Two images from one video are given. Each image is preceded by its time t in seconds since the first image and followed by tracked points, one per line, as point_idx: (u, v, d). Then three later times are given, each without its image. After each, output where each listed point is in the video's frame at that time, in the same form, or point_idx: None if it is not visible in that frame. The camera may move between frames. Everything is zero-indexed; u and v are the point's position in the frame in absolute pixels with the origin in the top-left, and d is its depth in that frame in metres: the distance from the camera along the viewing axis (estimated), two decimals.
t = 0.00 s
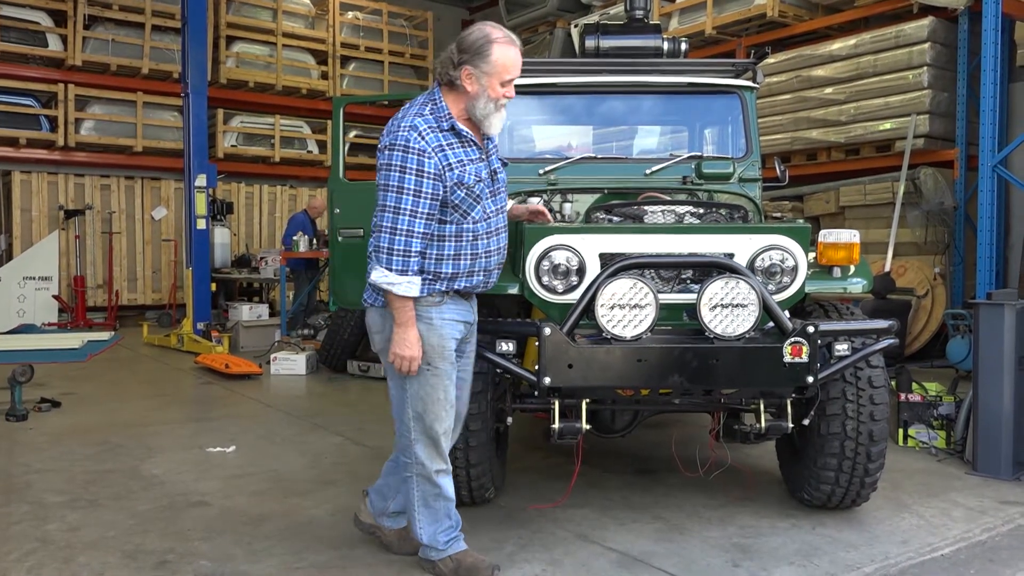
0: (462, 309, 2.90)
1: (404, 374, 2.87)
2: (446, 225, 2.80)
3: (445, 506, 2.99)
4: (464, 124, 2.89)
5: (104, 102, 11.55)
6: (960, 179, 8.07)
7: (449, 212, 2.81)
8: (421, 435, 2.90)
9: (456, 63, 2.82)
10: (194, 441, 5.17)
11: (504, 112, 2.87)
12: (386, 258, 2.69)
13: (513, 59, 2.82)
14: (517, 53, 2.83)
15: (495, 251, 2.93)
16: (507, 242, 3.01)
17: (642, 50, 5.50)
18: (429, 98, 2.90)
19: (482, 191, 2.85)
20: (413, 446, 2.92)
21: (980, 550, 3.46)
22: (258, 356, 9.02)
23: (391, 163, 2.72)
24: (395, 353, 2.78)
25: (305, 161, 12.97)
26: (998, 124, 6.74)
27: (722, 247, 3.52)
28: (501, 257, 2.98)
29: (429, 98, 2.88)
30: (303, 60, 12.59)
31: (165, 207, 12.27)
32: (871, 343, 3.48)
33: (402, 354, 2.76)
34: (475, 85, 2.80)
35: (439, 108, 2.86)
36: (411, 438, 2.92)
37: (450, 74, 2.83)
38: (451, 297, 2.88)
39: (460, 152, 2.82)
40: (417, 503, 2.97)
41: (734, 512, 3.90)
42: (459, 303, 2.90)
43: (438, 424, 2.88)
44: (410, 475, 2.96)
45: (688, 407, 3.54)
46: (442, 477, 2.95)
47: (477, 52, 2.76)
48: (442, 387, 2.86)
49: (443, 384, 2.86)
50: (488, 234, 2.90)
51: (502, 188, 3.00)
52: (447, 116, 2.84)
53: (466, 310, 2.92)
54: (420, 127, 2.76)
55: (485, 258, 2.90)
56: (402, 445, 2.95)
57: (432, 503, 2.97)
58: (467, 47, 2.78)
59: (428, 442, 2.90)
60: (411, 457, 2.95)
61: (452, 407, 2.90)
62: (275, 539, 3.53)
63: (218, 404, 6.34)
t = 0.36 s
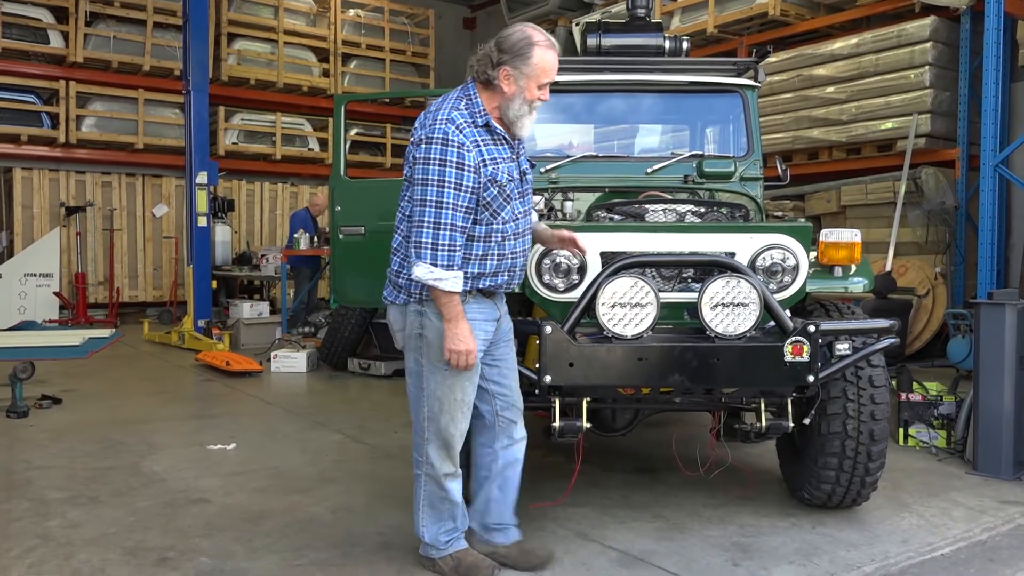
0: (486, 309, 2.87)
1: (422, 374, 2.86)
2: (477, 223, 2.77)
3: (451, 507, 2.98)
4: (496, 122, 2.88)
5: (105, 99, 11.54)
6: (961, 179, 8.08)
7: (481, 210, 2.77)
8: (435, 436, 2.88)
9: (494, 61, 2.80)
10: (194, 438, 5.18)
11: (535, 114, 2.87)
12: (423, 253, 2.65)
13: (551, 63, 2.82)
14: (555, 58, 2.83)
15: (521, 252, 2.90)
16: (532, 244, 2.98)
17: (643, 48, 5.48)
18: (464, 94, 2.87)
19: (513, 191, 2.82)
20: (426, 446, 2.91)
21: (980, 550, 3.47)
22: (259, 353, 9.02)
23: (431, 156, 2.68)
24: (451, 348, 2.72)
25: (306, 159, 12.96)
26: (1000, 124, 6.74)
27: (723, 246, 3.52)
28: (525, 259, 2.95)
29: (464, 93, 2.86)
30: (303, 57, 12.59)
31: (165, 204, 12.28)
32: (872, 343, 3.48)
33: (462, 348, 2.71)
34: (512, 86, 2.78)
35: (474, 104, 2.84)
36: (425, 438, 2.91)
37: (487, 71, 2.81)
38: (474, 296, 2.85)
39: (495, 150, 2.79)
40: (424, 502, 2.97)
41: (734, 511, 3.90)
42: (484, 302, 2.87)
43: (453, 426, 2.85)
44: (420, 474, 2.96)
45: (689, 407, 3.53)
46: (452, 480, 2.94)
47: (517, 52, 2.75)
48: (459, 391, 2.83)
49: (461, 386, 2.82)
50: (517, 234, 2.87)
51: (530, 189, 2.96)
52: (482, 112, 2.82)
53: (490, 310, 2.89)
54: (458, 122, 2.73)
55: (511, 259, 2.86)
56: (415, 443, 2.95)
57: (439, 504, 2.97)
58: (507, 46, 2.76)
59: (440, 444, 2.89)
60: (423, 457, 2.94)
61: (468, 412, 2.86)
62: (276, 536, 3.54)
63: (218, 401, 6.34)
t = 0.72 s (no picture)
0: (485, 303, 2.83)
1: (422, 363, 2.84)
2: (480, 209, 2.74)
3: (448, 504, 2.95)
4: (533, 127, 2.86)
5: (106, 97, 11.53)
6: (962, 178, 8.07)
7: (486, 197, 2.75)
8: (433, 429, 2.86)
9: (537, 63, 2.79)
10: (194, 435, 5.18)
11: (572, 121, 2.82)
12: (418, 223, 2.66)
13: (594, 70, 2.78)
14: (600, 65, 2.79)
15: (526, 253, 2.82)
16: (547, 251, 2.89)
17: (644, 47, 5.47)
18: (502, 93, 2.88)
19: (526, 186, 2.78)
20: (426, 438, 2.90)
21: (979, 549, 3.46)
22: (259, 351, 9.03)
23: (446, 136, 2.71)
24: (445, 326, 2.67)
25: (306, 157, 12.95)
26: (1001, 123, 6.73)
27: (723, 244, 3.52)
28: (533, 263, 2.85)
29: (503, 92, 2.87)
30: (304, 55, 12.58)
31: (166, 202, 12.29)
32: (873, 342, 3.48)
33: (452, 325, 2.65)
34: (550, 89, 2.76)
35: (507, 99, 2.85)
36: (425, 430, 2.89)
37: (529, 72, 2.80)
38: (473, 291, 2.81)
39: (513, 142, 2.79)
40: (424, 494, 2.97)
41: (734, 510, 3.90)
42: (486, 299, 2.83)
43: (449, 419, 2.82)
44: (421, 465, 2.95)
45: (689, 405, 3.52)
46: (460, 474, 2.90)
47: (556, 55, 2.73)
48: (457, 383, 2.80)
49: (458, 378, 2.78)
50: (526, 233, 2.79)
51: (552, 195, 2.89)
52: (512, 107, 2.82)
53: (491, 305, 2.85)
54: (479, 109, 2.77)
55: (513, 256, 2.79)
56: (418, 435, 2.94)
57: (438, 499, 2.95)
58: (549, 49, 2.74)
59: (438, 437, 2.86)
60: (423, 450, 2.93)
61: (474, 406, 2.83)
62: (276, 534, 3.54)
63: (219, 399, 6.35)
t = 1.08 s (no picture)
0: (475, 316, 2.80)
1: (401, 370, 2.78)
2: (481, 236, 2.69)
3: (395, 518, 2.85)
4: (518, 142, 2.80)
5: (104, 96, 11.53)
6: (961, 176, 8.08)
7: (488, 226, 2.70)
8: (401, 438, 2.78)
9: (535, 79, 2.72)
10: (193, 434, 5.18)
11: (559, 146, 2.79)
12: (423, 257, 2.57)
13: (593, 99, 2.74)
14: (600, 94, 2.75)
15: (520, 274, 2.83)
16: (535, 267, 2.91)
17: (642, 45, 5.47)
18: (496, 104, 2.78)
19: (526, 213, 2.74)
20: (388, 447, 2.80)
21: (978, 547, 3.47)
22: (259, 350, 9.02)
23: (449, 162, 2.60)
24: (464, 352, 2.62)
25: (305, 156, 12.95)
26: (1000, 120, 6.73)
27: (722, 243, 3.51)
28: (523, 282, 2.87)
29: (497, 105, 2.77)
30: (303, 54, 12.59)
31: (164, 201, 12.29)
32: (872, 340, 3.48)
33: (472, 350, 2.60)
34: (544, 111, 2.71)
35: (505, 116, 2.74)
36: (390, 439, 2.79)
37: (525, 87, 2.73)
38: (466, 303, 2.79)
39: (516, 167, 2.71)
40: (371, 508, 2.84)
41: (733, 508, 3.90)
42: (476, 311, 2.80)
43: (422, 428, 2.78)
44: (373, 475, 2.84)
45: (688, 404, 3.52)
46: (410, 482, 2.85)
47: (559, 79, 2.67)
48: (439, 392, 2.77)
49: (437, 387, 2.76)
50: (521, 257, 2.80)
51: (544, 213, 2.89)
52: (511, 127, 2.71)
53: (480, 315, 2.82)
54: (481, 133, 2.65)
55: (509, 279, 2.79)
56: (378, 442, 2.83)
57: (386, 512, 2.84)
58: (553, 71, 2.67)
59: (404, 447, 2.79)
60: (381, 459, 2.82)
61: (443, 416, 2.80)
62: (275, 533, 3.54)
63: (218, 398, 6.35)
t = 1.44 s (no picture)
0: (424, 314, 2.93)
1: (362, 368, 2.80)
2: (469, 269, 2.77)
3: (382, 515, 2.87)
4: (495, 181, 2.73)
5: (103, 95, 11.53)
6: (960, 174, 8.07)
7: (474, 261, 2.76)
8: (376, 435, 2.81)
9: (524, 132, 2.61)
10: (193, 434, 5.18)
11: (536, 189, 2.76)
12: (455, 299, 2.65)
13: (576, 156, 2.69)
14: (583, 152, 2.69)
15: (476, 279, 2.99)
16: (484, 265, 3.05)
17: (641, 43, 5.46)
18: (483, 144, 2.67)
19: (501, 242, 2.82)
20: (366, 445, 2.82)
21: (978, 544, 3.47)
22: (258, 350, 9.02)
23: (455, 214, 2.56)
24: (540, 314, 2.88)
25: (304, 155, 12.94)
26: (999, 116, 6.72)
27: (722, 240, 3.52)
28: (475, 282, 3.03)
29: (485, 147, 2.66)
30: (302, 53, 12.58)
31: (163, 200, 12.28)
32: (871, 337, 3.47)
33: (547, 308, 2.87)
34: (527, 166, 2.64)
35: (492, 160, 2.65)
36: (365, 437, 2.81)
37: (513, 138, 2.63)
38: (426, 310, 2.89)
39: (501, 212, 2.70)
40: (359, 509, 2.84)
41: (732, 506, 3.90)
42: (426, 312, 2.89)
43: (395, 422, 2.83)
44: (354, 476, 2.84)
45: (687, 402, 3.53)
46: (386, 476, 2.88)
47: (548, 142, 2.59)
48: (404, 384, 2.84)
49: (402, 380, 2.83)
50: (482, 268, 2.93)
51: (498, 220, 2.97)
52: (499, 172, 2.65)
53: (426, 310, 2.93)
54: (475, 181, 2.60)
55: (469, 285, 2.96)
56: (350, 443, 2.84)
57: (372, 511, 2.85)
58: (545, 131, 2.59)
59: (381, 442, 2.82)
60: (359, 459, 2.83)
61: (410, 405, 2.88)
62: (274, 532, 3.54)
63: (217, 397, 6.35)
